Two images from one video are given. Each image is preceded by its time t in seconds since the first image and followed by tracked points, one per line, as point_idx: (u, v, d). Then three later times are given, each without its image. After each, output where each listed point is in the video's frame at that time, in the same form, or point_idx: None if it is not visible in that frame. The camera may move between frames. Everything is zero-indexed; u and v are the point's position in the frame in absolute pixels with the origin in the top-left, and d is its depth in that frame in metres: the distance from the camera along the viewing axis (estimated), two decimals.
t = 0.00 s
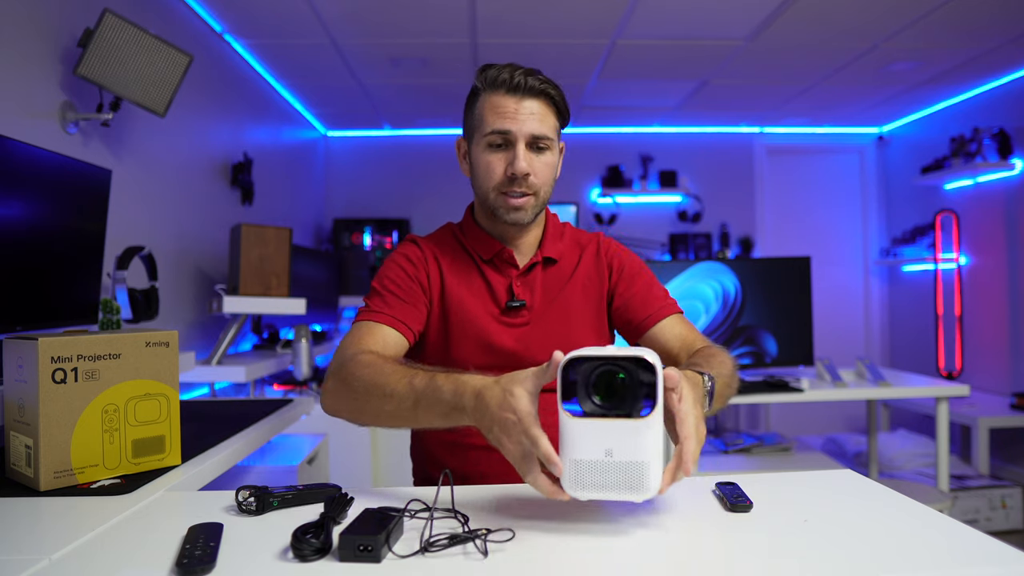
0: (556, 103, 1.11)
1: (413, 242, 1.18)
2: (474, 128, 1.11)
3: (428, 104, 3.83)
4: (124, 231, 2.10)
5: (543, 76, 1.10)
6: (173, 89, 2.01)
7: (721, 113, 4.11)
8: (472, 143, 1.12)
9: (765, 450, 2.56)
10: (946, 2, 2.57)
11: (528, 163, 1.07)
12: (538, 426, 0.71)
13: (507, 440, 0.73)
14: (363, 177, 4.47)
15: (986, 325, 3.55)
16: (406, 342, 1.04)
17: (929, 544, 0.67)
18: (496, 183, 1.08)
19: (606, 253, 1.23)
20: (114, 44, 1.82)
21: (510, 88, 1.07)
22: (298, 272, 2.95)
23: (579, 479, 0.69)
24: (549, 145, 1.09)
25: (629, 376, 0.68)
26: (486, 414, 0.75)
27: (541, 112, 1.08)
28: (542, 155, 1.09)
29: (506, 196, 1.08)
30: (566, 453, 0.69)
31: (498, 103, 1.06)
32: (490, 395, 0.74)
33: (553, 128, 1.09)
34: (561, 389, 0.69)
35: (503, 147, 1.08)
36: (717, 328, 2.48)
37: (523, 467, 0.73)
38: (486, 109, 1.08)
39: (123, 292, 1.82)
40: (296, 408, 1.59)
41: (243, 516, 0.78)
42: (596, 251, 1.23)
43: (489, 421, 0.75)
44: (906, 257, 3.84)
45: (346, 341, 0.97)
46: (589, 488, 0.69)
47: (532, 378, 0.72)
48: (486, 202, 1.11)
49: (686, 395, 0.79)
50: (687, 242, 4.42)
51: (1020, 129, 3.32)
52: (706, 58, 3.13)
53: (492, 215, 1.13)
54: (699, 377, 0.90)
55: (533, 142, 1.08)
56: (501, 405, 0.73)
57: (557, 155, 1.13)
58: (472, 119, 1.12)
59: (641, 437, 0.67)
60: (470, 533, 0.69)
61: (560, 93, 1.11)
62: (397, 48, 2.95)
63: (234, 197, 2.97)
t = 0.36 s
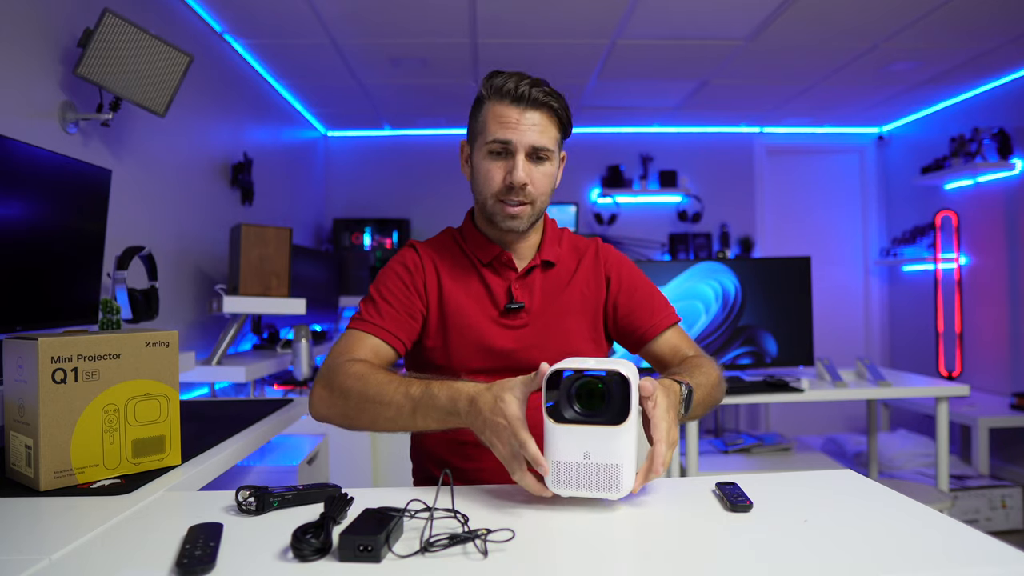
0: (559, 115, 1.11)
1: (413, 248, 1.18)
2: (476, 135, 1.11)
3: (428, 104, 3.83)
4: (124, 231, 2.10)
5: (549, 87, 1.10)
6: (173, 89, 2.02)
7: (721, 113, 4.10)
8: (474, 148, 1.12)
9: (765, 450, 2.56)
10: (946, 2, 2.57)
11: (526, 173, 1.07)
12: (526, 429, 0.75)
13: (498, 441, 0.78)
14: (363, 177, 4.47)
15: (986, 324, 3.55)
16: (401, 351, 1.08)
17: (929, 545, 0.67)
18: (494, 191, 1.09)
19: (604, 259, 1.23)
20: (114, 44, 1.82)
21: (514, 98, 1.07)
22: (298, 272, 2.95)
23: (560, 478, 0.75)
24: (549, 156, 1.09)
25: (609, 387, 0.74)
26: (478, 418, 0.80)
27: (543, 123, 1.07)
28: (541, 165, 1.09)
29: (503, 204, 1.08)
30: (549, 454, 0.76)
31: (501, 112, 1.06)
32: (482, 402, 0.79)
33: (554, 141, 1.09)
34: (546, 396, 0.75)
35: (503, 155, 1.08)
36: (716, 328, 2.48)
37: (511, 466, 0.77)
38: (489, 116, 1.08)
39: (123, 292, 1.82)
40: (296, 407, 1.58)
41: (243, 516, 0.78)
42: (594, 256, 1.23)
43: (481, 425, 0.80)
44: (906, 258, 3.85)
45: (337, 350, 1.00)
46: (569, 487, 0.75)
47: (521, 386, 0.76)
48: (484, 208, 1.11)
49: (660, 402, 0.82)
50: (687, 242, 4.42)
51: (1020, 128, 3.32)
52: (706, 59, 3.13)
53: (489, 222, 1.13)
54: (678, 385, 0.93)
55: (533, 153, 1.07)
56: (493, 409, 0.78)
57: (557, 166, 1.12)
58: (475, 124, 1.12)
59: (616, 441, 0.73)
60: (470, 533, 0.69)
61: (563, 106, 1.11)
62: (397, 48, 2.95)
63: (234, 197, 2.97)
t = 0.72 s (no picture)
0: (562, 122, 1.10)
1: (412, 249, 1.18)
2: (478, 131, 1.11)
3: (428, 104, 3.83)
4: (124, 231, 2.10)
5: (557, 94, 1.10)
6: (173, 90, 2.02)
7: (721, 113, 4.10)
8: (475, 145, 1.12)
9: (765, 450, 2.56)
10: (946, 2, 2.57)
11: (519, 175, 1.06)
12: (525, 435, 0.76)
13: (498, 448, 0.79)
14: (363, 177, 4.47)
15: (986, 324, 3.55)
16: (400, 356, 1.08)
17: (929, 545, 0.67)
18: (487, 189, 1.08)
19: (605, 261, 1.23)
20: (114, 45, 1.82)
21: (519, 99, 1.07)
22: (298, 272, 2.95)
23: (559, 484, 0.76)
24: (546, 162, 1.08)
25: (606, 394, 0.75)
26: (478, 425, 0.81)
27: (543, 128, 1.07)
28: (537, 169, 1.08)
29: (494, 204, 1.08)
30: (548, 460, 0.76)
31: (503, 111, 1.06)
32: (483, 409, 0.79)
33: (553, 147, 1.09)
34: (544, 404, 0.76)
35: (500, 155, 1.08)
36: (717, 329, 2.48)
37: (511, 472, 0.78)
38: (492, 114, 1.08)
39: (123, 292, 1.82)
40: (296, 407, 1.58)
41: (243, 516, 0.78)
42: (595, 258, 1.23)
43: (481, 432, 0.80)
44: (906, 257, 3.85)
45: (337, 357, 1.00)
46: (568, 493, 0.76)
47: (520, 393, 0.77)
48: (475, 206, 1.11)
49: (658, 408, 0.82)
50: (687, 242, 4.41)
51: (1020, 128, 3.32)
52: (706, 59, 3.13)
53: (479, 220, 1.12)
54: (676, 391, 0.94)
55: (529, 156, 1.07)
56: (492, 416, 0.79)
57: (554, 174, 1.12)
58: (479, 120, 1.12)
59: (615, 447, 0.74)
60: (469, 533, 0.69)
61: (568, 115, 1.11)
62: (397, 48, 2.95)
63: (234, 197, 2.97)
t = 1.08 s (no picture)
0: (565, 125, 1.10)
1: (413, 249, 1.18)
2: (482, 132, 1.11)
3: (429, 104, 3.83)
4: (125, 231, 2.10)
5: (562, 96, 1.10)
6: (173, 90, 2.02)
7: (721, 113, 4.10)
8: (477, 144, 1.12)
9: (765, 450, 2.56)
10: (946, 3, 2.57)
11: (521, 177, 1.06)
12: (514, 434, 0.76)
13: (488, 445, 0.79)
14: (363, 177, 4.47)
15: (986, 324, 3.55)
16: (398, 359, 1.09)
17: (929, 545, 0.67)
18: (489, 190, 1.08)
19: (608, 263, 1.22)
20: (114, 44, 1.82)
21: (523, 100, 1.07)
22: (298, 272, 2.95)
23: (558, 486, 0.76)
24: (548, 164, 1.08)
25: (603, 397, 0.75)
26: (469, 422, 0.81)
27: (546, 130, 1.07)
28: (539, 172, 1.08)
29: (495, 205, 1.08)
30: (547, 462, 0.76)
31: (506, 112, 1.06)
32: (473, 407, 0.79)
33: (556, 149, 1.09)
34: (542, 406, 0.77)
35: (503, 156, 1.07)
36: (717, 328, 2.48)
37: (503, 470, 0.78)
38: (495, 114, 1.08)
39: (123, 292, 1.82)
40: (296, 408, 1.58)
41: (243, 516, 0.78)
42: (598, 259, 1.22)
43: (473, 430, 0.80)
44: (906, 258, 3.85)
45: (332, 362, 1.01)
46: (567, 495, 0.76)
47: (508, 392, 0.77)
48: (477, 207, 1.11)
49: (663, 407, 0.84)
50: (687, 242, 4.41)
51: (1020, 129, 3.32)
52: (706, 59, 3.13)
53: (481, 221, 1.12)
54: (682, 389, 0.94)
55: (531, 158, 1.07)
56: (483, 414, 0.79)
57: (556, 176, 1.12)
58: (482, 120, 1.12)
59: (613, 449, 0.75)
60: (469, 533, 0.69)
61: (571, 117, 1.10)
62: (397, 48, 2.95)
63: (234, 197, 2.97)
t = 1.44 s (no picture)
0: (568, 127, 1.10)
1: (412, 251, 1.18)
2: (485, 135, 1.10)
3: (429, 104, 3.83)
4: (125, 231, 2.10)
5: (564, 97, 1.09)
6: (173, 90, 2.02)
7: (721, 113, 4.10)
8: (480, 148, 1.11)
9: (765, 451, 2.56)
10: (946, 3, 2.57)
11: (527, 182, 1.06)
12: (519, 438, 0.77)
13: (493, 448, 0.79)
14: (363, 177, 4.47)
15: (986, 324, 3.55)
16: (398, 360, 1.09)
17: (929, 545, 0.67)
18: (493, 196, 1.08)
19: (608, 262, 1.22)
20: (114, 44, 1.82)
21: (527, 103, 1.06)
22: (298, 272, 2.95)
23: (559, 486, 0.76)
24: (553, 168, 1.08)
25: (604, 397, 0.75)
26: (474, 426, 0.81)
27: (551, 134, 1.07)
28: (544, 176, 1.08)
29: (500, 210, 1.08)
30: (546, 463, 0.76)
31: (510, 117, 1.05)
32: (478, 410, 0.80)
33: (560, 152, 1.09)
34: (542, 407, 0.76)
35: (507, 161, 1.07)
36: (717, 328, 2.48)
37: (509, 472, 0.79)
38: (498, 118, 1.08)
39: (123, 292, 1.82)
40: (296, 408, 1.58)
41: (243, 516, 0.78)
42: (598, 259, 1.22)
43: (478, 432, 0.81)
44: (906, 257, 3.85)
45: (332, 366, 1.01)
46: (566, 495, 0.76)
47: (513, 395, 0.77)
48: (482, 211, 1.11)
49: (662, 409, 0.84)
50: (687, 242, 4.41)
51: (1020, 128, 3.32)
52: (706, 59, 3.13)
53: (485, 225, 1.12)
54: (684, 390, 0.95)
55: (537, 163, 1.07)
56: (487, 417, 0.79)
57: (560, 178, 1.12)
58: (484, 122, 1.11)
59: (613, 449, 0.75)
60: (469, 533, 0.69)
61: (574, 118, 1.10)
62: (397, 48, 2.95)
63: (234, 196, 2.97)
